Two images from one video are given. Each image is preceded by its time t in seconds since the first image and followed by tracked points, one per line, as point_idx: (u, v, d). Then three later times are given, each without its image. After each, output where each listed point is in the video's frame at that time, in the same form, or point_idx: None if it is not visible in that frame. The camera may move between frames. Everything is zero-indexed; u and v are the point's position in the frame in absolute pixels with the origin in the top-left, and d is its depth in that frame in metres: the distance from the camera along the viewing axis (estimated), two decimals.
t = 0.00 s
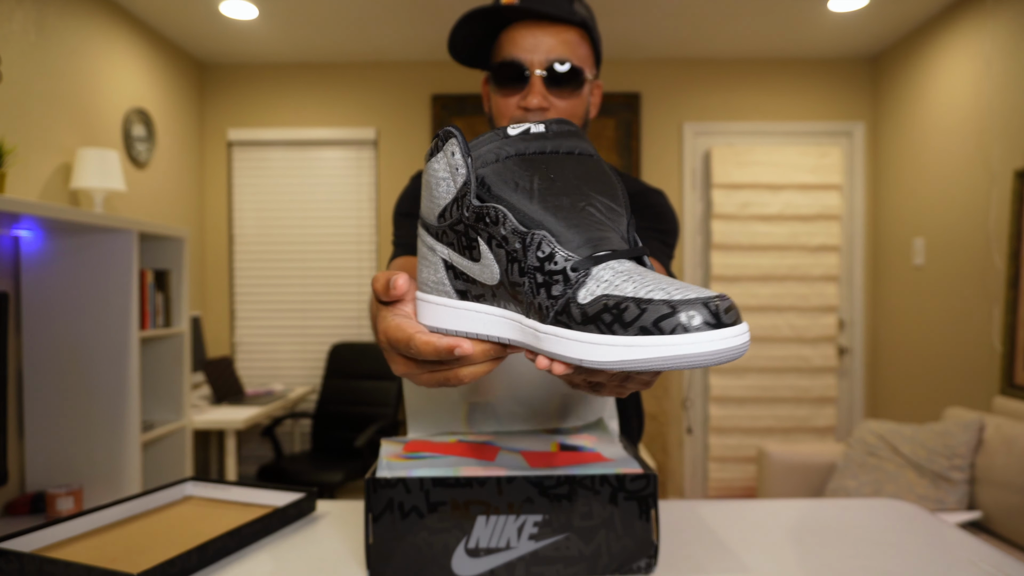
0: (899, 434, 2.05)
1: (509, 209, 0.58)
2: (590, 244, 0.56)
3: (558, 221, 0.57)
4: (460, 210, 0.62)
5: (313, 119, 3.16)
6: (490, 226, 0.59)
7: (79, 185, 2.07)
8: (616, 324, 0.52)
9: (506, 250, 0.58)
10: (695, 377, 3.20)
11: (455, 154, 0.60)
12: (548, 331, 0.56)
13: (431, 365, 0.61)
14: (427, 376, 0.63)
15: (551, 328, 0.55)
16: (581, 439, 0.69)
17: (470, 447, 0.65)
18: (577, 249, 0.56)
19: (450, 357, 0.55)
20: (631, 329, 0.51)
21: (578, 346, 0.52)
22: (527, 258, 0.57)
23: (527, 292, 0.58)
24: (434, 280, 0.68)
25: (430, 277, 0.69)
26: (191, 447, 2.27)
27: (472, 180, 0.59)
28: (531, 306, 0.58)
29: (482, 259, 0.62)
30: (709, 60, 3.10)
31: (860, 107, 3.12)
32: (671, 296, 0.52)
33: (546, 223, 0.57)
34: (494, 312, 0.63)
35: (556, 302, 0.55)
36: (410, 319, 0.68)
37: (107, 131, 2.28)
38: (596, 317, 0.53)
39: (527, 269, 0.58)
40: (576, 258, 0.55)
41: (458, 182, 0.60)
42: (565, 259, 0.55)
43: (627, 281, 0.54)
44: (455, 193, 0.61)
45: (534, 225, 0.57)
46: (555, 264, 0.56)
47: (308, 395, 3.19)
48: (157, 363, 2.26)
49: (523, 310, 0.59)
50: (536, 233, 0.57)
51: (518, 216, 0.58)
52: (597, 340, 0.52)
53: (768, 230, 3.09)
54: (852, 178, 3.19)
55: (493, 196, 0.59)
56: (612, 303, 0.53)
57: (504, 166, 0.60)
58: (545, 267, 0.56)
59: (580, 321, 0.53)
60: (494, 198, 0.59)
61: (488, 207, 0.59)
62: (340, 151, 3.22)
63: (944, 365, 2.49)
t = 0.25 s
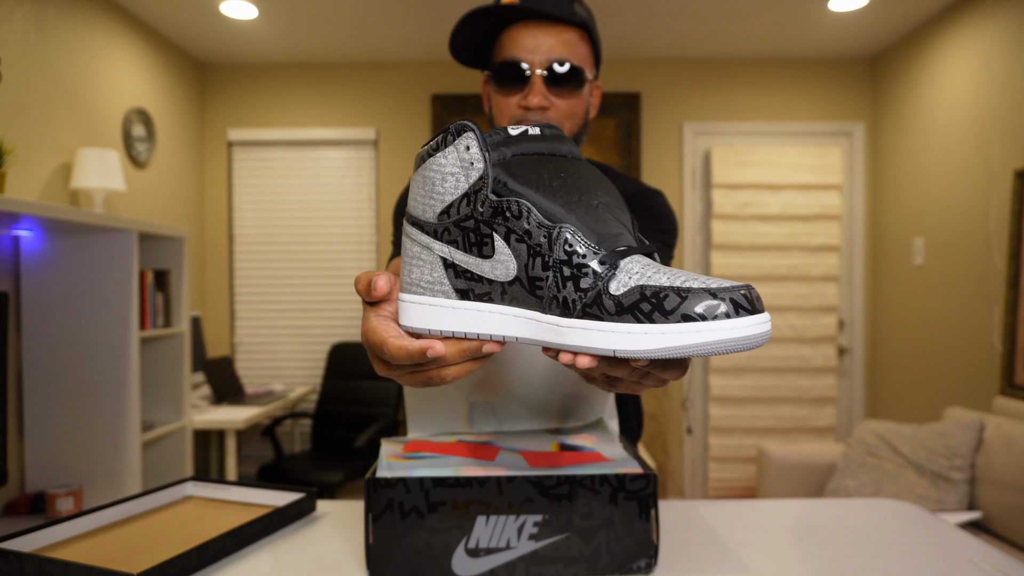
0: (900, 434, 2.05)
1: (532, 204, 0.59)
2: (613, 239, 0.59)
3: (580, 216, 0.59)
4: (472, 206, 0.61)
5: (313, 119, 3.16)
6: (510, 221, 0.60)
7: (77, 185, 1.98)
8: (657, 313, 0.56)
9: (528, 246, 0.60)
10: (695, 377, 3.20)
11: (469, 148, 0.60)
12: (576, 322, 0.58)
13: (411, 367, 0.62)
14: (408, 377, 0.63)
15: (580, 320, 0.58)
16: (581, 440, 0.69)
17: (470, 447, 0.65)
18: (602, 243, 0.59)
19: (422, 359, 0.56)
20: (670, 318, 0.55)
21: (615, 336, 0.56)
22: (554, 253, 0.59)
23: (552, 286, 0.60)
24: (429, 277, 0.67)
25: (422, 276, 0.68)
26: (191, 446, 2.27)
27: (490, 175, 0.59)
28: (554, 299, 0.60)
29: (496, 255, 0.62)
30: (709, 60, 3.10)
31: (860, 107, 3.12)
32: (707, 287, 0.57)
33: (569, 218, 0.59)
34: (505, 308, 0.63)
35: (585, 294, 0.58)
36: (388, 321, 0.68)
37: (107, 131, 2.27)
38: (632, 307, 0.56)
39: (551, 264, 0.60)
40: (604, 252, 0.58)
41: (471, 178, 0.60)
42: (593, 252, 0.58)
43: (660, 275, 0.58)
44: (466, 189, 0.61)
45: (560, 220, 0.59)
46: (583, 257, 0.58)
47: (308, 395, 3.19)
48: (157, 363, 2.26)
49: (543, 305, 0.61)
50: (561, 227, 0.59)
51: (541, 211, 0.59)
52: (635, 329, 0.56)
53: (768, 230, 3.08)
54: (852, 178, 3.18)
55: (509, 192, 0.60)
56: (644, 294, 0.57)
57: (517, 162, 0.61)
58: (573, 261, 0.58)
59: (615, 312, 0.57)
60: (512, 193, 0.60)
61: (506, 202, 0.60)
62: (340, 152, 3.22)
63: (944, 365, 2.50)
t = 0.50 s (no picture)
0: (900, 434, 2.04)
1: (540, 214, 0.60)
2: (619, 247, 0.61)
3: (589, 225, 0.61)
4: (476, 215, 0.61)
5: (313, 119, 3.16)
6: (518, 231, 0.60)
7: (78, 185, 1.99)
8: (675, 321, 0.58)
9: (539, 255, 0.60)
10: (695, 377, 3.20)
11: (472, 157, 0.58)
12: (590, 332, 0.59)
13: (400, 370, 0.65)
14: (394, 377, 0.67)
15: (593, 329, 0.59)
16: (581, 439, 0.69)
17: (470, 447, 0.65)
18: (611, 252, 0.60)
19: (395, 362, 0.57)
20: (687, 325, 0.58)
21: (632, 344, 0.58)
22: (566, 263, 0.60)
23: (562, 296, 0.60)
24: (427, 288, 0.66)
25: (416, 286, 0.66)
26: (191, 446, 2.27)
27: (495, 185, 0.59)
28: (565, 308, 0.60)
29: (501, 265, 0.62)
30: (709, 60, 3.10)
31: (860, 107, 3.12)
32: (720, 292, 0.59)
33: (577, 228, 0.60)
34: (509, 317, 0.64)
35: (599, 303, 0.59)
36: (377, 321, 0.74)
37: (107, 131, 2.27)
38: (648, 315, 0.58)
39: (562, 273, 0.60)
40: (615, 261, 0.60)
41: (475, 188, 0.59)
42: (604, 261, 0.60)
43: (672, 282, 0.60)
44: (468, 198, 0.60)
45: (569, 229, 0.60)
46: (595, 266, 0.59)
47: (308, 395, 3.19)
48: (157, 362, 2.26)
49: (552, 314, 0.61)
50: (572, 237, 0.60)
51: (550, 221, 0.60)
52: (652, 337, 0.57)
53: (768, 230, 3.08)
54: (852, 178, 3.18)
55: (514, 202, 0.60)
56: (661, 300, 0.59)
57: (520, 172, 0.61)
58: (586, 270, 0.59)
59: (631, 320, 0.58)
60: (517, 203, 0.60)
61: (514, 213, 0.60)
62: (341, 152, 3.21)
63: (944, 365, 2.50)
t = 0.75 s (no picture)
0: (900, 434, 2.04)
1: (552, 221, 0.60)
2: (626, 250, 0.63)
3: (598, 230, 0.62)
4: (483, 225, 0.60)
5: (313, 119, 3.16)
6: (530, 240, 0.60)
7: (78, 185, 1.99)
8: (693, 318, 0.60)
9: (553, 262, 0.60)
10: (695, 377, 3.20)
11: (479, 166, 0.58)
12: (608, 334, 0.60)
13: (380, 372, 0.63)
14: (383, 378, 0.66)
15: (610, 331, 0.60)
16: (582, 440, 0.69)
17: (471, 447, 0.65)
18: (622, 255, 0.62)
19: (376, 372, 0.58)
20: (705, 321, 0.60)
21: (650, 344, 0.60)
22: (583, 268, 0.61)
23: (577, 301, 0.61)
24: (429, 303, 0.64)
25: (414, 301, 0.64)
26: (191, 446, 2.27)
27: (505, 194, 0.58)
28: (580, 313, 0.61)
29: (512, 274, 0.61)
30: (709, 60, 3.11)
31: (860, 107, 3.12)
32: (731, 288, 0.62)
33: (589, 233, 0.61)
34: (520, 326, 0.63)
35: (615, 306, 0.61)
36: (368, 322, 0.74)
37: (107, 131, 2.27)
38: (664, 314, 0.61)
39: (576, 279, 0.61)
40: (627, 264, 0.62)
41: (483, 197, 0.58)
42: (618, 265, 0.61)
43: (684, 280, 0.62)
44: (475, 209, 0.59)
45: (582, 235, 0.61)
46: (610, 271, 0.61)
47: (308, 395, 3.19)
48: (157, 362, 2.26)
49: (566, 320, 0.62)
50: (585, 242, 0.61)
51: (562, 227, 0.60)
52: (670, 335, 0.60)
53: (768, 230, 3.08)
54: (852, 178, 3.18)
55: (523, 209, 0.60)
56: (676, 298, 0.61)
57: (525, 179, 0.60)
58: (601, 274, 0.61)
59: (649, 321, 0.61)
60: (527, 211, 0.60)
61: (524, 221, 0.60)
62: (341, 152, 3.21)
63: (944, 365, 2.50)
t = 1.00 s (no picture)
0: (900, 434, 2.04)
1: (554, 228, 0.60)
2: (624, 257, 0.64)
3: (599, 238, 0.62)
4: (485, 232, 0.59)
5: (313, 120, 3.16)
6: (533, 247, 0.60)
7: (79, 185, 1.98)
8: (695, 323, 0.62)
9: (556, 269, 0.61)
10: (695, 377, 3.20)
11: (482, 172, 0.57)
12: (610, 340, 0.62)
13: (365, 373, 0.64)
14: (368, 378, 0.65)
15: (612, 337, 0.62)
16: (582, 439, 0.69)
17: (470, 447, 0.65)
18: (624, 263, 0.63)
19: (353, 372, 0.58)
20: (706, 325, 0.62)
21: (653, 349, 0.62)
22: (585, 275, 0.61)
23: (580, 308, 0.62)
24: (425, 311, 0.62)
25: (407, 309, 0.62)
26: (191, 447, 2.27)
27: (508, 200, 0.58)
28: (582, 320, 0.62)
29: (514, 282, 0.61)
30: (709, 60, 3.11)
31: (860, 107, 3.12)
32: (726, 293, 0.65)
33: (591, 240, 0.62)
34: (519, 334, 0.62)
35: (616, 312, 0.62)
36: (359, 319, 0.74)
37: (107, 131, 2.27)
38: (666, 319, 0.62)
39: (581, 286, 0.62)
40: (628, 271, 0.63)
41: (485, 204, 0.57)
42: (619, 272, 0.63)
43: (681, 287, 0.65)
44: (477, 215, 0.58)
45: (583, 243, 0.61)
46: (613, 278, 0.62)
47: (308, 395, 3.19)
48: (157, 362, 2.26)
49: (568, 327, 0.62)
50: (588, 249, 0.61)
51: (566, 235, 0.61)
52: (673, 340, 0.61)
53: (768, 230, 3.07)
54: (852, 178, 3.17)
55: (525, 217, 0.60)
56: (677, 304, 0.63)
57: (526, 184, 0.60)
58: (604, 282, 0.62)
59: (652, 326, 0.62)
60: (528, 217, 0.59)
61: (528, 229, 0.60)
62: (340, 152, 3.21)
63: (944, 365, 2.50)
